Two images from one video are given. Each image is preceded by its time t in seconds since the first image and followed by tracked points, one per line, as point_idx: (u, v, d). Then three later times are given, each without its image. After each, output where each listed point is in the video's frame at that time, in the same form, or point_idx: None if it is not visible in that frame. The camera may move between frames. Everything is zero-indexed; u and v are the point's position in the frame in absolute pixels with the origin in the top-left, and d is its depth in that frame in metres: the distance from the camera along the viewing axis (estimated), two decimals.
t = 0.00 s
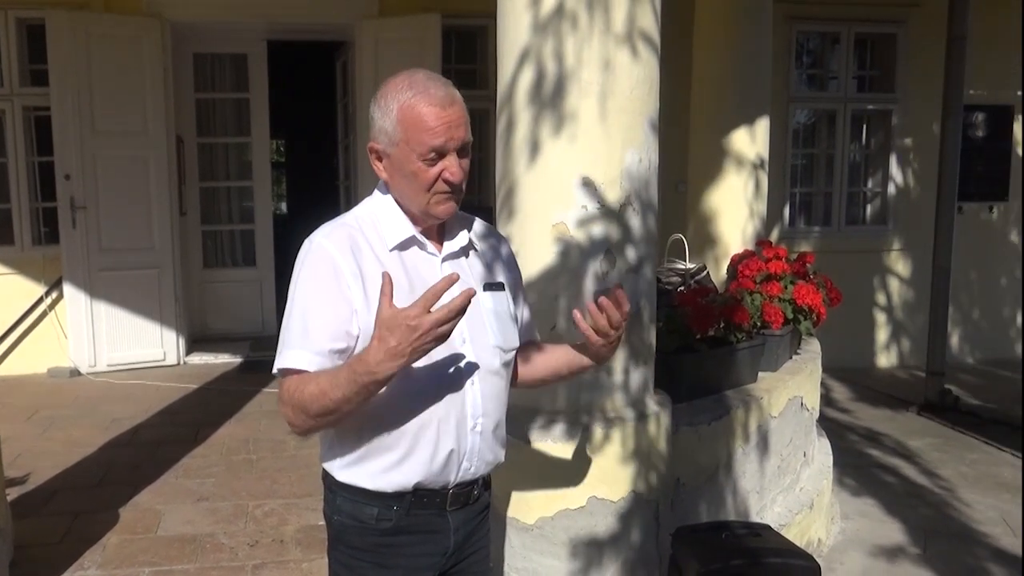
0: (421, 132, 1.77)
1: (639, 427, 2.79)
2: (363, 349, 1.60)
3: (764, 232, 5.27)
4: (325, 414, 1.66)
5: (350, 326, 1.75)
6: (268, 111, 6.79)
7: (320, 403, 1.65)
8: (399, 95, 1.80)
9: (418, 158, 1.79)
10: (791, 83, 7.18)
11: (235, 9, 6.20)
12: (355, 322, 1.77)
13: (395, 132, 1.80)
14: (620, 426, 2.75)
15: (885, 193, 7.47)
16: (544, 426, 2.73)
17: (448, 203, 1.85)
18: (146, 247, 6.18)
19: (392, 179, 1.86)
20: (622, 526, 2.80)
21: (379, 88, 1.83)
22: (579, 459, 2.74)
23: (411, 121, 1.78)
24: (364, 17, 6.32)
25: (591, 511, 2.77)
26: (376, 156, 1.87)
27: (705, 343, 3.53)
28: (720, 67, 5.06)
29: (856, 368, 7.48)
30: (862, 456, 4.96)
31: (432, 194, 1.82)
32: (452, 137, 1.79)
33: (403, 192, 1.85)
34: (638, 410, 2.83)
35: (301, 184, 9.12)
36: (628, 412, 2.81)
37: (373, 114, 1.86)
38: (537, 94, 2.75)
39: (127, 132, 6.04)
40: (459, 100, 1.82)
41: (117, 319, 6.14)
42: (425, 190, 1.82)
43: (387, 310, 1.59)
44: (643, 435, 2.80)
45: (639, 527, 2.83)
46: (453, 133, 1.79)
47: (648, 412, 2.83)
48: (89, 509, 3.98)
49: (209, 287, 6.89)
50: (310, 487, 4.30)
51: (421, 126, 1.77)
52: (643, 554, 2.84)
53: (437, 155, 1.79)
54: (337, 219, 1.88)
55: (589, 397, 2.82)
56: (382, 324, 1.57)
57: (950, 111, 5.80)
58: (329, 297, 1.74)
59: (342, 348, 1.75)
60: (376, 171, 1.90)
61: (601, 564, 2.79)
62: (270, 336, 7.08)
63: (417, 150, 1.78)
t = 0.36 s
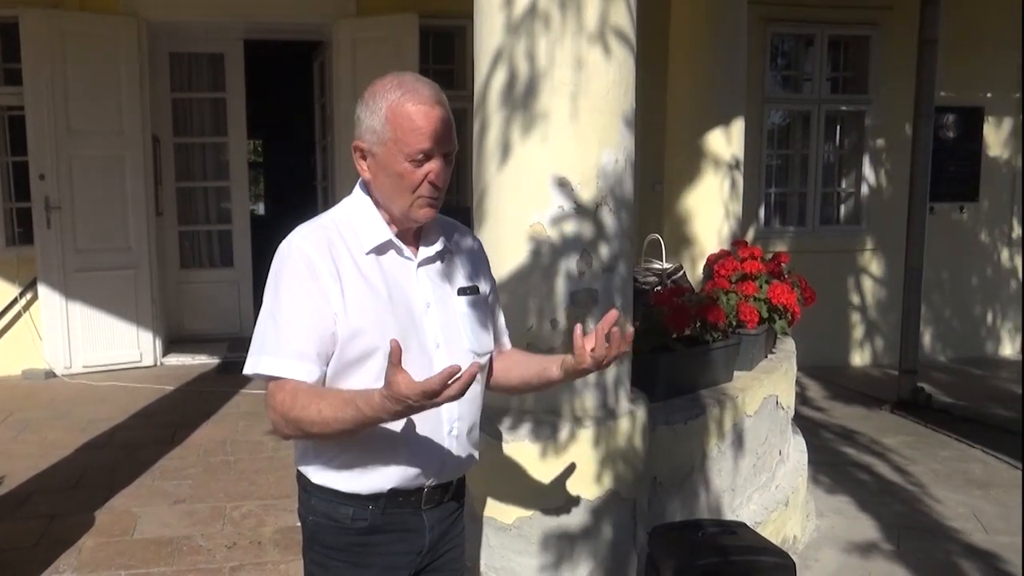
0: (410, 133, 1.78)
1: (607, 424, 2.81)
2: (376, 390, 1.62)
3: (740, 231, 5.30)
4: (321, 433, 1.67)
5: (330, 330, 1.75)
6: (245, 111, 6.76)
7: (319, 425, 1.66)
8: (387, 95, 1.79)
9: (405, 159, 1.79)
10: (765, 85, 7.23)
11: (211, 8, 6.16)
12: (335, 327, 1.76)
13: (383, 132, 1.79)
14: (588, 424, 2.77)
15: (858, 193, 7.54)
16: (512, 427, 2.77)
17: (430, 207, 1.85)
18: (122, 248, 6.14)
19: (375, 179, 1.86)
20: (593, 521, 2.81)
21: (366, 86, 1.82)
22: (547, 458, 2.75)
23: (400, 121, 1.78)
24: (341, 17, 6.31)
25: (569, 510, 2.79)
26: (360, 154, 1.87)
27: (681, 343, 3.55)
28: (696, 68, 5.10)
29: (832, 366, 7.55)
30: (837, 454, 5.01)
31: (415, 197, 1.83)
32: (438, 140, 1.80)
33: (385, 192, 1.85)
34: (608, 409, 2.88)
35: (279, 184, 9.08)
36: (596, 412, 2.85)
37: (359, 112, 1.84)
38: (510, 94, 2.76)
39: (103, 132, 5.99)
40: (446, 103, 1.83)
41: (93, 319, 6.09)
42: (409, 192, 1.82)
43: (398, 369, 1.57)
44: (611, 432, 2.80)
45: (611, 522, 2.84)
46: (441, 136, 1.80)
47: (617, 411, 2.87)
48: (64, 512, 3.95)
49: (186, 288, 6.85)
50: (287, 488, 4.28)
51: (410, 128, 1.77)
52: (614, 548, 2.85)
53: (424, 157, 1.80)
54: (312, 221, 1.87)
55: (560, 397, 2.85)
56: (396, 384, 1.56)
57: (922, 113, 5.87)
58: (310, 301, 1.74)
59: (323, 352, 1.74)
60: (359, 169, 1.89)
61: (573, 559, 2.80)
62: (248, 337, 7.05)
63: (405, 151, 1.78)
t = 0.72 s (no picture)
0: (396, 120, 1.79)
1: (588, 423, 2.82)
2: (390, 412, 1.75)
3: (721, 231, 5.33)
4: (310, 436, 1.71)
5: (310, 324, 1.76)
6: (227, 111, 6.73)
7: (314, 428, 1.71)
8: (372, 87, 1.81)
9: (391, 145, 1.80)
10: (745, 86, 7.27)
11: (193, 7, 6.13)
12: (316, 323, 1.77)
13: (369, 121, 1.80)
14: (570, 425, 2.79)
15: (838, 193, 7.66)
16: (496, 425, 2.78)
17: (418, 193, 1.86)
18: (102, 248, 6.10)
19: (360, 170, 1.86)
20: (573, 518, 2.83)
21: (350, 81, 1.84)
22: (532, 456, 2.77)
23: (386, 109, 1.79)
24: (323, 17, 6.30)
25: (551, 509, 2.80)
26: (345, 147, 1.87)
27: (662, 343, 3.57)
28: (677, 68, 5.12)
29: (812, 366, 7.61)
30: (818, 452, 5.05)
31: (403, 183, 1.83)
32: (424, 126, 1.82)
33: (372, 182, 1.85)
34: (589, 408, 2.86)
35: (261, 184, 9.04)
36: (580, 412, 2.84)
37: (343, 107, 1.86)
38: (486, 93, 2.77)
39: (83, 132, 5.95)
40: (429, 93, 1.85)
41: (72, 320, 6.05)
42: (397, 178, 1.83)
43: (434, 407, 1.74)
44: (592, 430, 2.82)
45: (591, 518, 2.86)
46: (426, 122, 1.82)
47: (597, 410, 2.86)
48: (44, 514, 3.92)
49: (168, 289, 6.82)
50: (270, 489, 4.27)
51: (396, 115, 1.79)
52: (593, 544, 2.86)
53: (410, 143, 1.81)
54: (297, 218, 1.87)
55: (543, 395, 2.84)
56: (432, 420, 1.73)
57: (900, 114, 5.92)
58: (290, 296, 1.74)
59: (301, 348, 1.74)
60: (343, 163, 1.89)
61: (551, 557, 2.81)
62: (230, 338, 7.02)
63: (391, 137, 1.79)
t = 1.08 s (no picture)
0: (373, 116, 1.80)
1: (574, 421, 2.82)
2: (369, 417, 1.79)
3: (703, 231, 5.36)
4: (289, 438, 1.72)
5: (287, 325, 1.76)
6: (210, 111, 6.70)
7: (293, 431, 1.72)
8: (348, 86, 1.82)
9: (370, 143, 1.80)
10: (727, 86, 7.30)
11: (176, 7, 6.11)
12: (294, 324, 1.77)
13: (346, 119, 1.81)
14: (558, 423, 2.80)
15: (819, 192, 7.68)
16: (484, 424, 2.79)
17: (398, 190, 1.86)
18: (85, 249, 6.06)
19: (339, 169, 1.86)
20: (557, 517, 2.83)
21: (326, 81, 1.85)
22: (521, 451, 2.76)
23: (362, 106, 1.80)
24: (307, 17, 6.28)
25: (535, 509, 2.80)
26: (323, 147, 1.87)
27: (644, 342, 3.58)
28: (659, 68, 5.15)
29: (794, 365, 7.66)
30: (800, 451, 5.08)
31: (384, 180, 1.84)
32: (401, 122, 1.82)
33: (352, 180, 1.85)
34: (574, 406, 2.88)
35: (243, 184, 9.01)
36: (564, 410, 2.85)
37: (319, 107, 1.86)
38: (469, 92, 2.78)
39: (65, 133, 5.91)
40: (404, 90, 1.86)
41: (54, 321, 6.00)
42: (377, 175, 1.83)
43: (414, 416, 1.83)
44: (578, 429, 2.82)
45: (575, 518, 2.86)
46: (403, 119, 1.83)
47: (583, 408, 2.87)
48: (26, 517, 3.89)
49: (151, 290, 6.78)
50: (253, 490, 4.26)
51: (373, 111, 1.80)
52: (577, 543, 2.87)
53: (389, 139, 1.81)
54: (276, 218, 1.87)
55: (529, 393, 2.85)
56: (414, 425, 1.81)
57: (880, 115, 5.97)
58: (266, 297, 1.74)
59: (277, 348, 1.75)
60: (322, 163, 1.89)
61: (537, 557, 2.82)
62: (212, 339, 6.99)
63: (370, 134, 1.80)
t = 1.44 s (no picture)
0: (348, 116, 1.80)
1: (558, 421, 2.83)
2: (340, 422, 1.79)
3: (687, 231, 5.38)
4: (260, 440, 1.73)
5: (262, 326, 1.76)
6: (194, 111, 6.67)
7: (263, 433, 1.72)
8: (324, 85, 1.82)
9: (344, 142, 1.80)
10: (711, 87, 7.33)
11: (160, 7, 6.08)
12: (269, 325, 1.77)
13: (321, 119, 1.81)
14: (542, 422, 2.80)
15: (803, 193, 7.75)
16: (467, 423, 2.79)
17: (375, 190, 1.86)
18: (68, 250, 6.02)
19: (317, 169, 1.86)
20: (542, 517, 2.84)
21: (303, 81, 1.85)
22: (502, 450, 2.77)
23: (338, 105, 1.80)
24: (291, 16, 6.26)
25: (519, 509, 2.81)
26: (301, 146, 1.88)
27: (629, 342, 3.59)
28: (644, 69, 5.16)
29: (778, 363, 7.70)
30: (784, 450, 5.11)
31: (359, 180, 1.84)
32: (377, 122, 1.82)
33: (329, 180, 1.85)
34: (559, 405, 2.90)
35: (228, 184, 8.97)
36: (548, 409, 2.86)
37: (297, 107, 1.87)
38: (457, 95, 2.77)
39: (47, 132, 5.87)
40: (381, 89, 1.85)
41: (37, 323, 5.96)
42: (352, 175, 1.83)
43: (387, 425, 1.83)
44: (562, 429, 2.83)
45: (559, 517, 2.87)
46: (378, 118, 1.82)
47: (567, 408, 2.89)
48: (9, 519, 3.87)
49: (135, 290, 6.75)
50: (238, 491, 4.25)
51: (347, 111, 1.80)
52: (561, 543, 2.88)
53: (363, 139, 1.81)
54: (256, 220, 1.88)
55: (512, 391, 2.86)
56: (384, 434, 1.80)
57: (862, 116, 6.01)
58: (239, 299, 1.74)
59: (253, 350, 1.75)
60: (301, 163, 1.90)
61: (518, 554, 2.83)
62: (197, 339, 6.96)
63: (344, 134, 1.80)
